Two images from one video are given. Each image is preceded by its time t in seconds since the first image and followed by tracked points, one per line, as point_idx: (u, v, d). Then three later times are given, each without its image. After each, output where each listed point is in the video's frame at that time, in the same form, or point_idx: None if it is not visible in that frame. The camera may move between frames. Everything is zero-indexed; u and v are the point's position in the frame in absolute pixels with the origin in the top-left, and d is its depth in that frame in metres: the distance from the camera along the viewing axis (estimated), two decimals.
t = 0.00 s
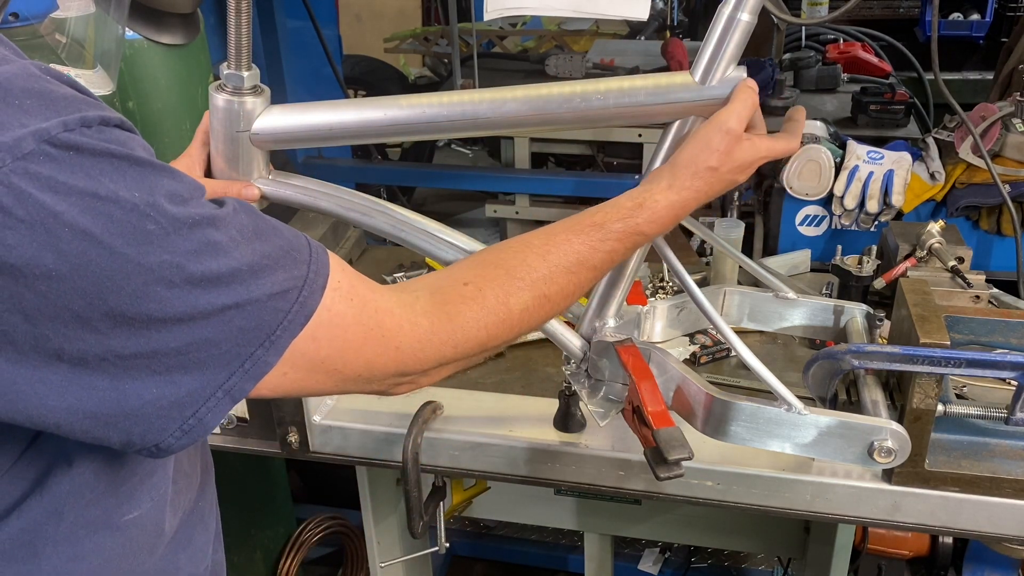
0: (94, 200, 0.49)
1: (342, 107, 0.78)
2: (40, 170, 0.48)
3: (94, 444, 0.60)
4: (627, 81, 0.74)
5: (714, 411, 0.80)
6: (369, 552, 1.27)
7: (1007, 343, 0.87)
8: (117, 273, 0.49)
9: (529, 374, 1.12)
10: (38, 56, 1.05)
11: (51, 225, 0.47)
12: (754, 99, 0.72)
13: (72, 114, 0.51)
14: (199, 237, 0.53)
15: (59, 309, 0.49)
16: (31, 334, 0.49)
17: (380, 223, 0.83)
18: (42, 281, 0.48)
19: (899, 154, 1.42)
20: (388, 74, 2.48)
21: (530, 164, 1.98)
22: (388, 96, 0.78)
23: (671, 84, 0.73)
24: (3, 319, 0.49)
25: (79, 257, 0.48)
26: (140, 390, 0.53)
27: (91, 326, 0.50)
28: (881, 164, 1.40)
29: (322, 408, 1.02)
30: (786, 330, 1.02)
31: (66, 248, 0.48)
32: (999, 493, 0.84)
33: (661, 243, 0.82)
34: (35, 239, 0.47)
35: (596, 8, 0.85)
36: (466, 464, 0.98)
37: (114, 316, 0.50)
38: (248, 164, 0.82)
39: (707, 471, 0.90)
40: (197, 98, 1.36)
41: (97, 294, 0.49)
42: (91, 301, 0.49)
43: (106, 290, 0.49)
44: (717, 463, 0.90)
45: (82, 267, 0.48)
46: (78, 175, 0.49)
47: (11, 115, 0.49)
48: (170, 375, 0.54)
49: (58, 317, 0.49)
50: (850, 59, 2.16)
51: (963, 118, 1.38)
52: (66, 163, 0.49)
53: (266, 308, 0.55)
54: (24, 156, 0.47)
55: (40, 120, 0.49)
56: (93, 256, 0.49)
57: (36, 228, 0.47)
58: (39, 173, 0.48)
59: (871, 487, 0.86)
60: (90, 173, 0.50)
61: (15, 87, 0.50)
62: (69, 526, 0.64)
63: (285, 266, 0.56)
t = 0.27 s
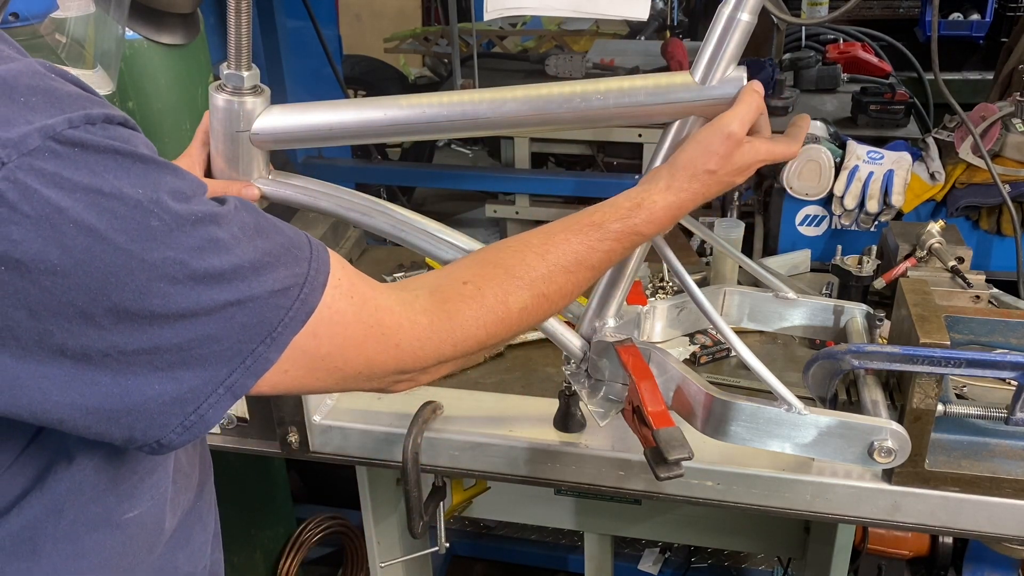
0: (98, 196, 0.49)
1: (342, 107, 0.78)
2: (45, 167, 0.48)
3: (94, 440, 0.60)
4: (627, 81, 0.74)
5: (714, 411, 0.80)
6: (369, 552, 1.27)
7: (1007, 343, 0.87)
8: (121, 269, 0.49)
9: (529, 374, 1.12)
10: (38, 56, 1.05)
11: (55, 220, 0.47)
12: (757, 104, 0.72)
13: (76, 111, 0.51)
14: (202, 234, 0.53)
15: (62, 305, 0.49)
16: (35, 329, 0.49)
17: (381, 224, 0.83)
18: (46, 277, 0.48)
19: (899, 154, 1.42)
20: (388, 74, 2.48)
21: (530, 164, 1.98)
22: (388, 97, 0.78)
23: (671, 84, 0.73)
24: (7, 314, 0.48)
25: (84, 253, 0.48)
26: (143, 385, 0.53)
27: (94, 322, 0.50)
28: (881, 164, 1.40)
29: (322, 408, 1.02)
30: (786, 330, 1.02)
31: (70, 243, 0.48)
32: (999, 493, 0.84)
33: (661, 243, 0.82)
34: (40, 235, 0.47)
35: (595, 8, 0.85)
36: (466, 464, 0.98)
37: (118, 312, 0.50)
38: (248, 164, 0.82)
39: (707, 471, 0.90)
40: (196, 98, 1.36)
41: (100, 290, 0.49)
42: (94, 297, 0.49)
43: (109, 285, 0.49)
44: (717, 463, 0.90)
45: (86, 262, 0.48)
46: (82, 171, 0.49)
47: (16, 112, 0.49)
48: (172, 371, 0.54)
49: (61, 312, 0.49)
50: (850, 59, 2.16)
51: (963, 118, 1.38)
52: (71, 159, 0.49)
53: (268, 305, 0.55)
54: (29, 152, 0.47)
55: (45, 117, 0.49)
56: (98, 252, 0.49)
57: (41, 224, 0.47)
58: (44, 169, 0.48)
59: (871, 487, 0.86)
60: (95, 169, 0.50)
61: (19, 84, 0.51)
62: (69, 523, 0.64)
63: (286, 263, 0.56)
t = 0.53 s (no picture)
0: (105, 195, 0.49)
1: (343, 107, 0.78)
2: (53, 165, 0.48)
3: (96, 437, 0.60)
4: (627, 81, 0.74)
5: (714, 411, 0.80)
6: (369, 552, 1.27)
7: (1007, 343, 0.87)
8: (127, 266, 0.49)
9: (529, 374, 1.12)
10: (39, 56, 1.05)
11: (63, 219, 0.47)
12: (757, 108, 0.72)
13: (84, 110, 0.51)
14: (207, 233, 0.53)
15: (69, 302, 0.49)
16: (41, 327, 0.49)
17: (381, 224, 0.83)
18: (53, 274, 0.48)
19: (899, 155, 1.42)
20: (388, 74, 2.48)
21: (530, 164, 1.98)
22: (388, 97, 0.78)
23: (671, 83, 0.73)
24: (14, 312, 0.48)
25: (91, 250, 0.48)
26: (147, 382, 0.53)
27: (99, 319, 0.50)
28: (881, 164, 1.40)
29: (322, 408, 1.02)
30: (786, 330, 1.02)
31: (78, 241, 0.48)
32: (999, 493, 0.84)
33: (661, 244, 0.82)
34: (48, 232, 0.47)
35: (595, 8, 0.85)
36: (466, 464, 0.98)
37: (123, 310, 0.50)
38: (248, 164, 0.82)
39: (707, 471, 0.90)
40: (196, 98, 1.36)
41: (106, 287, 0.49)
42: (101, 294, 0.49)
43: (116, 283, 0.49)
44: (717, 463, 0.90)
45: (93, 260, 0.48)
46: (90, 170, 0.49)
47: (24, 111, 0.49)
48: (176, 369, 0.54)
49: (67, 309, 0.49)
50: (849, 59, 2.16)
51: (963, 117, 1.38)
52: (79, 158, 0.49)
53: (271, 303, 0.55)
54: (38, 151, 0.47)
55: (53, 116, 0.50)
56: (105, 250, 0.49)
57: (49, 222, 0.47)
58: (53, 168, 0.48)
59: (870, 487, 0.86)
60: (102, 168, 0.50)
61: (28, 84, 0.51)
62: (70, 519, 0.64)
63: (289, 262, 0.57)
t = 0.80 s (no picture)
0: (108, 195, 0.49)
1: (343, 107, 0.78)
2: (57, 165, 0.48)
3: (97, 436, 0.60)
4: (627, 82, 0.74)
5: (714, 411, 0.80)
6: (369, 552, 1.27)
7: (1007, 343, 0.87)
8: (130, 266, 0.49)
9: (529, 374, 1.12)
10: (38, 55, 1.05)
11: (67, 218, 0.47)
12: (756, 109, 0.71)
13: (87, 111, 0.51)
14: (209, 234, 0.53)
15: (72, 301, 0.49)
16: (44, 326, 0.49)
17: (381, 224, 0.83)
18: (57, 274, 0.48)
19: (899, 155, 1.42)
20: (388, 74, 2.48)
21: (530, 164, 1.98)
22: (388, 97, 0.78)
23: (671, 83, 0.73)
24: (17, 311, 0.48)
25: (94, 250, 0.48)
26: (148, 381, 0.53)
27: (102, 318, 0.50)
28: (881, 164, 1.40)
29: (322, 408, 1.02)
30: (786, 330, 1.02)
31: (81, 241, 0.48)
32: (999, 493, 0.84)
33: (661, 244, 0.82)
34: (52, 232, 0.47)
35: (595, 8, 0.85)
36: (466, 464, 0.98)
37: (125, 309, 0.50)
38: (248, 164, 0.82)
39: (707, 471, 0.90)
40: (196, 98, 1.36)
41: (109, 287, 0.49)
42: (103, 293, 0.49)
43: (118, 283, 0.49)
44: (717, 463, 0.90)
45: (96, 260, 0.48)
46: (94, 170, 0.49)
47: (27, 111, 0.49)
48: (177, 368, 0.54)
49: (70, 309, 0.49)
50: (849, 59, 2.16)
51: (963, 118, 1.38)
52: (82, 158, 0.49)
53: (272, 303, 0.55)
54: (42, 150, 0.48)
55: (56, 116, 0.50)
56: (107, 249, 0.49)
57: (52, 221, 0.47)
58: (56, 168, 0.48)
59: (870, 487, 0.86)
60: (105, 168, 0.50)
61: (32, 84, 0.51)
62: (72, 517, 0.64)
63: (290, 262, 0.57)
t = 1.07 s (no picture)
0: (108, 198, 0.49)
1: (343, 107, 0.78)
2: (57, 169, 0.48)
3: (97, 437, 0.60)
4: (627, 81, 0.74)
5: (714, 411, 0.80)
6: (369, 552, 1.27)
7: (1007, 344, 0.87)
8: (129, 269, 0.49)
9: (529, 374, 1.12)
10: (37, 55, 1.06)
11: (66, 222, 0.47)
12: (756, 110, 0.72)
13: (87, 113, 0.51)
14: (208, 236, 0.52)
15: (71, 304, 0.49)
16: (43, 328, 0.49)
17: (381, 223, 0.83)
18: (56, 277, 0.48)
19: (899, 155, 1.42)
20: (388, 74, 2.48)
21: (530, 164, 1.98)
22: (388, 97, 0.78)
23: (671, 83, 0.73)
24: (16, 313, 0.48)
25: (93, 254, 0.48)
26: (148, 383, 0.53)
27: (101, 321, 0.50)
28: (881, 164, 1.40)
29: (322, 408, 1.02)
30: (786, 330, 1.02)
31: (80, 244, 0.48)
32: (999, 493, 0.84)
33: (660, 244, 0.82)
34: (52, 235, 0.47)
35: (595, 8, 0.85)
36: (466, 464, 0.98)
37: (124, 312, 0.50)
38: (248, 164, 0.82)
39: (707, 471, 0.90)
40: (197, 98, 1.36)
41: (108, 290, 0.49)
42: (103, 296, 0.49)
43: (117, 286, 0.49)
44: (717, 463, 0.90)
45: (96, 263, 0.48)
46: (93, 173, 0.49)
47: (27, 114, 0.49)
48: (177, 370, 0.54)
49: (70, 311, 0.49)
50: (850, 59, 2.16)
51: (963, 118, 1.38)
52: (82, 161, 0.49)
53: (271, 305, 0.55)
54: (42, 154, 0.47)
55: (56, 119, 0.49)
56: (106, 253, 0.49)
57: (52, 225, 0.47)
58: (56, 172, 0.48)
59: (871, 487, 0.86)
60: (105, 171, 0.50)
61: (32, 87, 0.50)
62: (70, 516, 0.64)
63: (289, 264, 0.57)
